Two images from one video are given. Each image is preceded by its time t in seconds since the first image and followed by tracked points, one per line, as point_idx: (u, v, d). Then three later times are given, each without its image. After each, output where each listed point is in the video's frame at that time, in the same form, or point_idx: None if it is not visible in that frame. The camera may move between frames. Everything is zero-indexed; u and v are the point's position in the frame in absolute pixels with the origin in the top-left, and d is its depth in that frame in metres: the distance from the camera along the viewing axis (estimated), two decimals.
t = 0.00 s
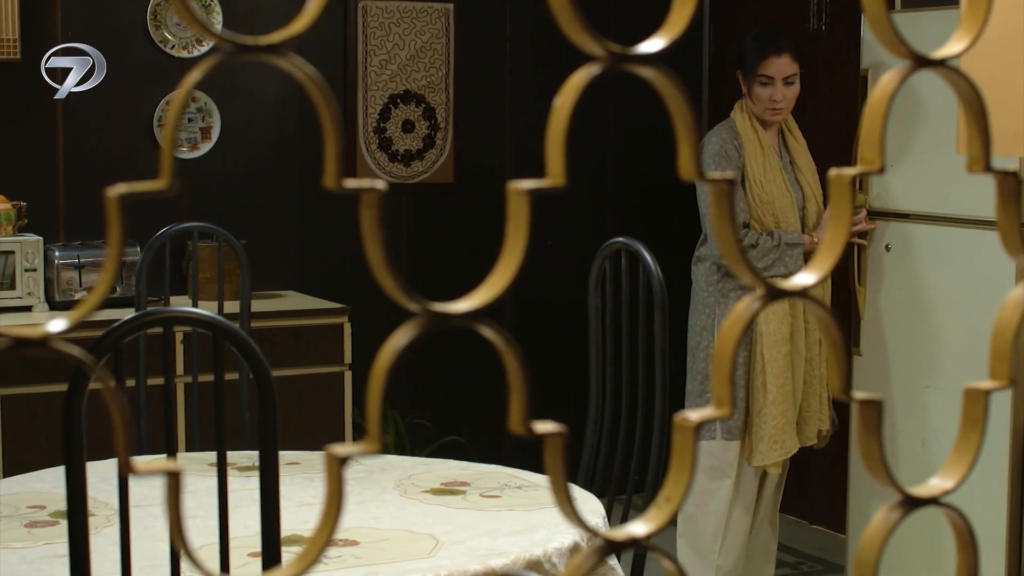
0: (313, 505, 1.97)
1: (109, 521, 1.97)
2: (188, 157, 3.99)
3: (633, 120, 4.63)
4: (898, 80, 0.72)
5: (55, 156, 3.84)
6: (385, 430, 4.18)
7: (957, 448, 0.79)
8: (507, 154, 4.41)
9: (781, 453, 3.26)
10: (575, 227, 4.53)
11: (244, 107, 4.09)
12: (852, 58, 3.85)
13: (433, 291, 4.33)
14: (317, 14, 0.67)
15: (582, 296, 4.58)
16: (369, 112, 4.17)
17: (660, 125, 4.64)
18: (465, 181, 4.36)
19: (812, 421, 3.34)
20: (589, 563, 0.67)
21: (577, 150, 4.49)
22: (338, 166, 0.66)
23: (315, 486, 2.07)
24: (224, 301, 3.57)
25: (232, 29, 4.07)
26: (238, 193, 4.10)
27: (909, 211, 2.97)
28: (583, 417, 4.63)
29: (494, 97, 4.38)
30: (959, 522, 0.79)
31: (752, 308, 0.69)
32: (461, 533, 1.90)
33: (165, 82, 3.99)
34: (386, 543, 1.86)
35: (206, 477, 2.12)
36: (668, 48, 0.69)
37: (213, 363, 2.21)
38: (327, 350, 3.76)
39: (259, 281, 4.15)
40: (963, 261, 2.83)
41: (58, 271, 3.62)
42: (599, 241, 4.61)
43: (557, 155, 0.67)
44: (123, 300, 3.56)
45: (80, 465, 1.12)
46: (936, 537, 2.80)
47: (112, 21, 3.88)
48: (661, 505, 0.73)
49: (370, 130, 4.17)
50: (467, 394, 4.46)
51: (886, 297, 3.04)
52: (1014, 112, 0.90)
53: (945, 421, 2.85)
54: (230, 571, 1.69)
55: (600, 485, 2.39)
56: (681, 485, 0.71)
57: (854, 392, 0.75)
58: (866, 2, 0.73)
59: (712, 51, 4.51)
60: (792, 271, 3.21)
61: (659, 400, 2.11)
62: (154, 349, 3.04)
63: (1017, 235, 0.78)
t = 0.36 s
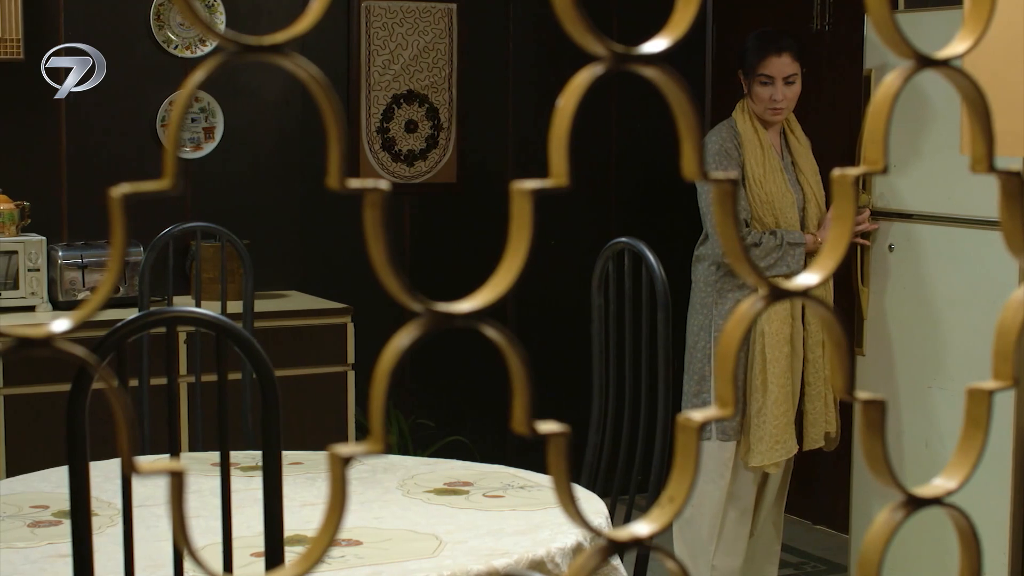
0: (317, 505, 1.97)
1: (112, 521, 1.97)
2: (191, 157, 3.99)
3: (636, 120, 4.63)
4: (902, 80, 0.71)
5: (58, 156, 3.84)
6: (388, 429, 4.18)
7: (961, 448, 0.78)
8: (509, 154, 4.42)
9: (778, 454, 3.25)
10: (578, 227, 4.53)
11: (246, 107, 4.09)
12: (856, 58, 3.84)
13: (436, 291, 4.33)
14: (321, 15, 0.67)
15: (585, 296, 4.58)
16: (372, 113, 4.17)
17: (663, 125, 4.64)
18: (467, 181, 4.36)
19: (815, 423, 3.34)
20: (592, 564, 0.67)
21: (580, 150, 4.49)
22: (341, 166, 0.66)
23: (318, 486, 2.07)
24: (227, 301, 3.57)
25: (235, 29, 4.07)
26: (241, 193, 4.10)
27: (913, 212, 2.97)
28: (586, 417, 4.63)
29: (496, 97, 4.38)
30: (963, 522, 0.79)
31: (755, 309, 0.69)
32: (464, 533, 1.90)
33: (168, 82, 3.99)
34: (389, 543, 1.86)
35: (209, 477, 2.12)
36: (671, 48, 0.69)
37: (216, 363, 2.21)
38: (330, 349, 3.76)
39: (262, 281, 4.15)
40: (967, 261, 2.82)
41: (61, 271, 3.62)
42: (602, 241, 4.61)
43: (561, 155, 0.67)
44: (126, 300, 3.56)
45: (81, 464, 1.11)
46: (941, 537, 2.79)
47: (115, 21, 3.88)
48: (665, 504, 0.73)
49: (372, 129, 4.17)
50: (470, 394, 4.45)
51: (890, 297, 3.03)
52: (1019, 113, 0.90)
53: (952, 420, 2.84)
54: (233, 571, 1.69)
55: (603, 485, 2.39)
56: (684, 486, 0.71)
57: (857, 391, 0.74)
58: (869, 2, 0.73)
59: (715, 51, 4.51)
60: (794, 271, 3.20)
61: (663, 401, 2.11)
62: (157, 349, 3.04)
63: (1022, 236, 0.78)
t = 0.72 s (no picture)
0: (318, 505, 1.97)
1: (114, 521, 1.97)
2: (193, 157, 3.99)
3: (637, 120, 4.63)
4: (903, 80, 0.71)
5: (60, 156, 3.84)
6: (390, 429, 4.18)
7: (962, 448, 0.78)
8: (511, 154, 4.42)
9: (775, 459, 3.25)
10: (579, 227, 4.53)
11: (248, 108, 4.09)
12: (857, 58, 3.84)
13: (437, 291, 4.33)
14: (322, 14, 0.67)
15: (586, 296, 4.58)
16: (373, 112, 4.17)
17: (664, 125, 4.64)
18: (469, 181, 4.36)
19: (811, 426, 3.33)
20: (594, 563, 0.67)
21: (582, 151, 4.49)
22: (342, 167, 0.66)
23: (320, 486, 2.07)
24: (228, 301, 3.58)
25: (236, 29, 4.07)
26: (243, 193, 4.10)
27: (915, 212, 2.96)
28: (588, 417, 4.63)
29: (498, 97, 4.38)
30: (964, 522, 0.79)
31: (756, 309, 0.69)
32: (465, 532, 1.90)
33: (170, 82, 3.99)
34: (391, 543, 1.86)
35: (211, 477, 2.12)
36: (672, 49, 0.69)
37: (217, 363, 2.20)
38: (331, 350, 3.76)
39: (264, 281, 4.15)
40: (967, 261, 2.82)
41: (62, 271, 3.62)
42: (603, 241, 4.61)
43: (562, 155, 0.67)
44: (128, 300, 3.56)
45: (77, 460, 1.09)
46: (941, 536, 2.79)
47: (117, 21, 3.88)
48: (666, 504, 0.73)
49: (374, 130, 4.17)
50: (471, 394, 4.45)
51: (891, 298, 3.03)
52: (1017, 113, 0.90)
53: (954, 420, 2.84)
54: (235, 571, 1.69)
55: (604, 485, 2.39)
56: (685, 486, 0.71)
57: (858, 391, 0.74)
58: (871, 2, 0.73)
59: (717, 51, 4.51)
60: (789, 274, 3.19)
61: (664, 401, 2.11)
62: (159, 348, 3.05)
63: (1022, 236, 0.78)
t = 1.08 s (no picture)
0: (321, 505, 1.97)
1: (117, 521, 1.97)
2: (196, 157, 3.98)
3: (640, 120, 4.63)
4: (906, 81, 0.71)
5: (63, 156, 3.84)
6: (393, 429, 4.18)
7: (965, 448, 0.78)
8: (514, 154, 4.42)
9: (757, 467, 3.26)
10: (582, 227, 4.53)
11: (251, 107, 4.09)
12: (861, 58, 3.84)
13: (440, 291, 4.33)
14: (326, 15, 0.68)
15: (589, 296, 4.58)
16: (376, 112, 4.17)
17: (668, 125, 4.63)
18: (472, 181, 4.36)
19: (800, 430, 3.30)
20: (597, 563, 0.67)
21: (585, 151, 4.49)
22: (345, 166, 0.66)
23: (323, 486, 2.07)
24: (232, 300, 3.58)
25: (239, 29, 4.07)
26: (246, 193, 4.10)
27: (915, 210, 2.97)
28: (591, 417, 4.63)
29: (501, 96, 4.38)
30: (967, 523, 0.79)
31: (760, 309, 0.69)
32: (468, 533, 1.90)
33: (173, 82, 3.99)
34: (394, 543, 1.86)
35: (215, 477, 2.12)
36: (676, 49, 0.69)
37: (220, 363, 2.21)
38: (334, 350, 3.76)
39: (268, 281, 4.15)
40: (970, 261, 2.82)
41: (66, 271, 3.62)
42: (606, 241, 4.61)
43: (565, 155, 0.67)
44: (131, 300, 3.56)
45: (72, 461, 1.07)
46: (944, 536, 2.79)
47: (120, 21, 3.88)
48: (669, 504, 0.73)
49: (377, 130, 4.17)
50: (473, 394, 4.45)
51: (894, 298, 3.03)
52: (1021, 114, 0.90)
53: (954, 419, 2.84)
54: (238, 571, 1.69)
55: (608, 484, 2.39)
56: (689, 486, 0.71)
57: (860, 392, 0.75)
58: (874, 2, 0.73)
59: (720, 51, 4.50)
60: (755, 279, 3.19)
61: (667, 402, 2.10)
62: (162, 348, 3.05)
63: None
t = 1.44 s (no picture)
0: (329, 505, 1.97)
1: (126, 521, 1.97)
2: (204, 157, 3.98)
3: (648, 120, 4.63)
4: (916, 80, 0.71)
5: (71, 156, 3.85)
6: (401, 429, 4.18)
7: (974, 450, 0.78)
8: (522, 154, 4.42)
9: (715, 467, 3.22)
10: (590, 227, 4.53)
11: (260, 107, 4.10)
12: (870, 57, 3.84)
13: (447, 291, 4.33)
14: (335, 14, 0.68)
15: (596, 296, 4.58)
16: (385, 112, 4.17)
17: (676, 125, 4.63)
18: (480, 181, 4.36)
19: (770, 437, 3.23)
20: (606, 564, 0.67)
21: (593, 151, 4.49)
22: (354, 166, 0.66)
23: (331, 485, 2.07)
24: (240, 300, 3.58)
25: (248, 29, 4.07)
26: (253, 193, 4.10)
27: (929, 212, 2.91)
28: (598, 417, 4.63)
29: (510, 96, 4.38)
30: (977, 524, 0.79)
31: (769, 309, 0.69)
32: (477, 532, 1.90)
33: (181, 82, 3.99)
34: (402, 543, 1.86)
35: (223, 476, 2.12)
36: (684, 47, 0.69)
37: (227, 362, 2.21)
38: (342, 350, 3.76)
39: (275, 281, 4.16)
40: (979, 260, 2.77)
41: (74, 270, 3.63)
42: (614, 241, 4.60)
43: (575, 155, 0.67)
44: (140, 300, 3.57)
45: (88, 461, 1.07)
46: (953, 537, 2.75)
47: (129, 21, 3.89)
48: (678, 505, 0.72)
49: (385, 130, 4.18)
50: (480, 394, 4.45)
51: (903, 298, 2.99)
52: None
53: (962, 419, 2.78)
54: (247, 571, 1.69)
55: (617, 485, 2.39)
56: (697, 487, 0.71)
57: (870, 391, 0.75)
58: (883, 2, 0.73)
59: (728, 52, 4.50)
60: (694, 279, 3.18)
61: (674, 401, 2.09)
62: (170, 348, 3.05)
63: None
